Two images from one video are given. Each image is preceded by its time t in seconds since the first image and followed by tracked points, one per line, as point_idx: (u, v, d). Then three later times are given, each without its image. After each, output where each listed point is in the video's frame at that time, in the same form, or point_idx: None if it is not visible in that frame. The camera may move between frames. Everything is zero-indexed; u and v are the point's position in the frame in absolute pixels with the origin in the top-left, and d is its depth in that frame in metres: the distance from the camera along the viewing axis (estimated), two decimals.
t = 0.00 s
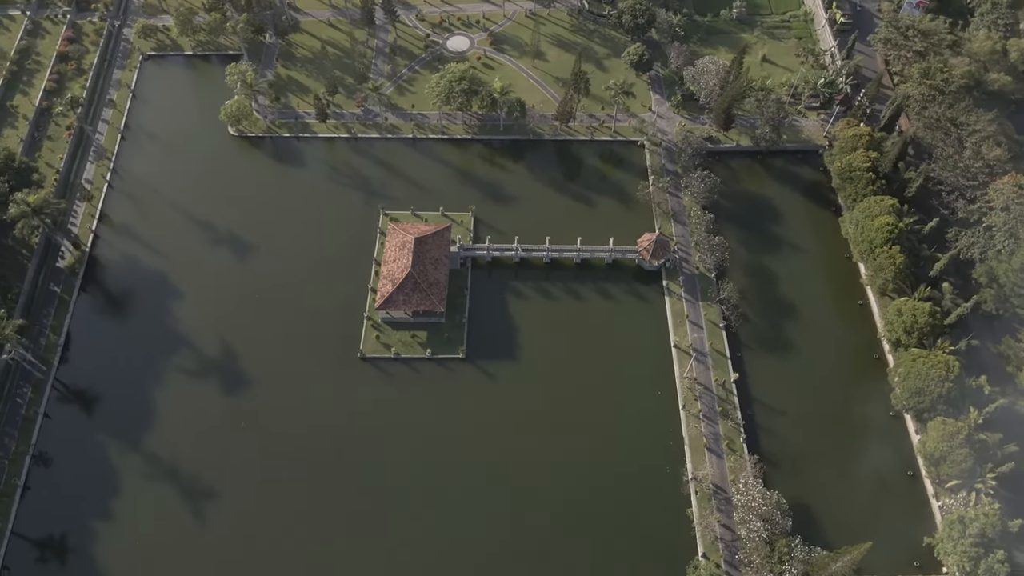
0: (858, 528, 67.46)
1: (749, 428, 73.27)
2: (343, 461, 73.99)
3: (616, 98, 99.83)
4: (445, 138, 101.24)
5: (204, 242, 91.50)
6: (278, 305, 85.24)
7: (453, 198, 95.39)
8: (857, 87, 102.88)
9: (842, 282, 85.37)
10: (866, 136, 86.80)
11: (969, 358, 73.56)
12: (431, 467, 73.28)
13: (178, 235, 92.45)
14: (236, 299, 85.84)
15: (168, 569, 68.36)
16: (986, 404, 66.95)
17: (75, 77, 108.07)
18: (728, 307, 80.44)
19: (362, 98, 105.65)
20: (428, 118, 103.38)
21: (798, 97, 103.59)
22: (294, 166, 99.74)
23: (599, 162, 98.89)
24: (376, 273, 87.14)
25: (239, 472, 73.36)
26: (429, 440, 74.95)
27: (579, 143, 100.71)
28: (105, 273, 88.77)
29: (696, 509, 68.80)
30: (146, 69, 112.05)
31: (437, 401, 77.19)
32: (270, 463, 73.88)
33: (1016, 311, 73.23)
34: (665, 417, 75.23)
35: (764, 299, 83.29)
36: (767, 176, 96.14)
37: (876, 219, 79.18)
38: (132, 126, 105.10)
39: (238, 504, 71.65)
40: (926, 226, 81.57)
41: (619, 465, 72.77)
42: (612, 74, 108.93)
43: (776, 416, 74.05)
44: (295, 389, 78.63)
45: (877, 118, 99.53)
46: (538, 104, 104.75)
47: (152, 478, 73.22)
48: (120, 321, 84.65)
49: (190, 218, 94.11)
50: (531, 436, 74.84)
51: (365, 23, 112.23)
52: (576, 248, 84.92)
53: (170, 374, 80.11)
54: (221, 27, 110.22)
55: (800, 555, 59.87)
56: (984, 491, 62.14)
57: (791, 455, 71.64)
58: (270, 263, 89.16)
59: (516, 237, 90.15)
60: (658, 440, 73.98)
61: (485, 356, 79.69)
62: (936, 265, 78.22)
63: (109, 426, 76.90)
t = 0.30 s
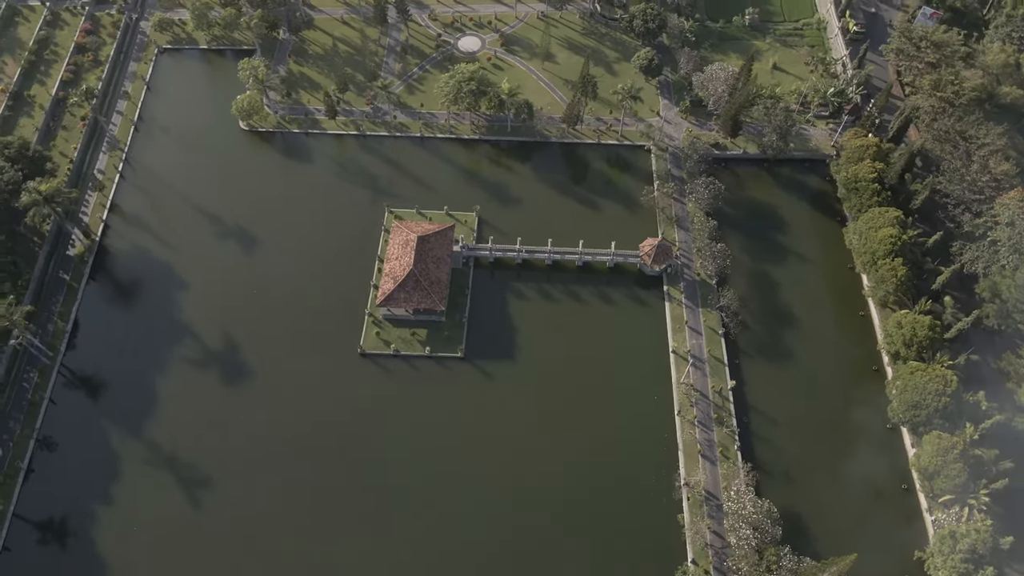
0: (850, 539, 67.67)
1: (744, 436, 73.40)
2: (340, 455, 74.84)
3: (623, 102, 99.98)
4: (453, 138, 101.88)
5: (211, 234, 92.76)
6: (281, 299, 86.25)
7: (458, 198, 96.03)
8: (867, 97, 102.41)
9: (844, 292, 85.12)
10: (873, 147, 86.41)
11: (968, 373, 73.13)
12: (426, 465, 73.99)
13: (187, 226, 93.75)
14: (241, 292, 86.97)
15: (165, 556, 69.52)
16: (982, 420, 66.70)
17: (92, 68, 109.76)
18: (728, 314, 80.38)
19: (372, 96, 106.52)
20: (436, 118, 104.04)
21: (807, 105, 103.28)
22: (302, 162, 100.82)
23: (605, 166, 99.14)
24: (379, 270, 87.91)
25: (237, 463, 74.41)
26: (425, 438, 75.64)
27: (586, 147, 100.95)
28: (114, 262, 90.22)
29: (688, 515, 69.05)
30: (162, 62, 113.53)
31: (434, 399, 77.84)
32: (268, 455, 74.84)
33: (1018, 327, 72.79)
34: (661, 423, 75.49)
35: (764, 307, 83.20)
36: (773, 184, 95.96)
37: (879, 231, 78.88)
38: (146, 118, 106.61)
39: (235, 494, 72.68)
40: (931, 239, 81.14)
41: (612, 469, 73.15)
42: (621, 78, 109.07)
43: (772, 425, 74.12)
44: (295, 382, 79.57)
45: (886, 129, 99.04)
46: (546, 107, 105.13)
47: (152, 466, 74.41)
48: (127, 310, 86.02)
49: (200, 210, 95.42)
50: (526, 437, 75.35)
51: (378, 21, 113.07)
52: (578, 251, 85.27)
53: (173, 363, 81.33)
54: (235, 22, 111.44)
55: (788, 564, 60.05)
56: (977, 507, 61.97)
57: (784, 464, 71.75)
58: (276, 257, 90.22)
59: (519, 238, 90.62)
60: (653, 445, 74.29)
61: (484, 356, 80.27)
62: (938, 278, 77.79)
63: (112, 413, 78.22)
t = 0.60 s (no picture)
0: (840, 550, 67.91)
1: (739, 445, 73.59)
2: (337, 449, 75.75)
3: (631, 106, 100.10)
4: (461, 138, 102.53)
5: (219, 227, 93.98)
6: (285, 294, 87.27)
7: (463, 198, 96.67)
8: (877, 107, 101.93)
9: (846, 303, 84.87)
10: (880, 158, 86.03)
11: (968, 388, 72.67)
12: (422, 462, 74.76)
13: (195, 219, 95.02)
14: (245, 285, 88.08)
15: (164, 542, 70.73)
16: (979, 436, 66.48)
17: (108, 60, 111.39)
18: (727, 321, 80.45)
19: (382, 94, 107.37)
20: (445, 117, 104.68)
21: (817, 114, 102.94)
22: (311, 157, 101.88)
23: (611, 170, 99.37)
24: (381, 267, 88.73)
25: (236, 453, 75.51)
26: (422, 435, 76.38)
27: (592, 150, 101.17)
28: (123, 252, 91.67)
29: (679, 521, 69.42)
30: (177, 55, 114.92)
31: (432, 397, 78.52)
32: (267, 447, 75.89)
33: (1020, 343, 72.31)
34: (656, 428, 75.84)
35: (765, 316, 83.14)
36: (779, 192, 95.77)
37: (882, 243, 78.59)
38: (159, 111, 108.07)
39: (232, 483, 73.77)
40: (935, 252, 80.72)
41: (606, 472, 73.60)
42: (631, 82, 109.20)
43: (767, 434, 74.25)
44: (295, 376, 80.56)
45: (894, 140, 98.59)
46: (555, 109, 105.52)
47: (153, 453, 75.69)
48: (133, 300, 87.44)
49: (209, 203, 96.69)
50: (521, 437, 75.95)
51: (390, 20, 113.91)
52: (579, 254, 85.69)
53: (177, 353, 82.58)
54: (250, 18, 112.63)
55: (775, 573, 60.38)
56: (969, 523, 61.76)
57: (778, 473, 71.97)
58: (281, 252, 91.28)
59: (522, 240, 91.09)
60: (648, 450, 74.65)
61: (482, 355, 80.87)
62: (940, 292, 77.37)
63: (115, 400, 79.60)
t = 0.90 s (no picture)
0: (829, 560, 68.27)
1: (733, 452, 73.85)
2: (335, 443, 76.69)
3: (639, 111, 100.25)
4: (468, 138, 103.18)
5: (227, 220, 95.28)
6: (289, 288, 88.37)
7: (468, 198, 97.35)
8: (887, 118, 101.42)
9: (847, 314, 84.70)
10: (886, 169, 85.68)
11: (967, 402, 72.27)
12: (418, 459, 75.54)
13: (204, 212, 96.39)
14: (251, 278, 89.29)
15: (164, 529, 71.91)
16: (974, 452, 66.30)
17: (124, 52, 112.95)
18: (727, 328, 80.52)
19: (392, 92, 108.24)
20: (453, 117, 105.33)
21: (826, 123, 102.60)
22: (320, 154, 102.97)
23: (617, 174, 99.55)
24: (384, 264, 89.56)
25: (236, 444, 76.64)
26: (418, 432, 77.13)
27: (599, 153, 101.45)
28: (132, 242, 93.13)
29: (670, 526, 69.84)
30: (192, 48, 116.36)
31: (430, 395, 79.25)
32: (266, 438, 76.90)
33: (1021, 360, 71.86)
34: (651, 433, 76.14)
35: (764, 324, 83.17)
36: (785, 200, 95.62)
37: (885, 255, 78.38)
38: (173, 103, 109.55)
39: (231, 473, 74.87)
40: (938, 266, 80.32)
41: (600, 475, 74.04)
42: (640, 86, 109.29)
43: (762, 443, 74.52)
44: (296, 369, 81.57)
45: (903, 152, 98.11)
46: (563, 112, 105.87)
47: (154, 441, 76.95)
48: (141, 289, 88.89)
49: (218, 196, 98.04)
50: (517, 437, 76.55)
51: (403, 20, 114.72)
52: (581, 257, 86.06)
53: (181, 343, 83.84)
54: (264, 14, 113.74)
55: None
56: (960, 539, 61.63)
57: (770, 482, 72.31)
58: (287, 246, 92.43)
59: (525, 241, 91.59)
60: (642, 453, 74.99)
61: (481, 355, 81.50)
62: (942, 305, 77.00)
63: (119, 387, 80.97)
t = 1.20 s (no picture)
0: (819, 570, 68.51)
1: (727, 460, 74.02)
2: (333, 437, 77.58)
3: (646, 116, 100.40)
4: (476, 138, 103.79)
5: (235, 213, 96.52)
6: (293, 282, 89.44)
7: (473, 198, 97.99)
8: (897, 128, 100.83)
9: (848, 325, 84.49)
10: (893, 181, 85.35)
11: (965, 417, 71.87)
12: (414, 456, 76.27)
13: (213, 204, 97.69)
14: (256, 272, 90.41)
15: (164, 518, 73.10)
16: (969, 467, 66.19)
17: (141, 45, 114.59)
18: (726, 336, 80.78)
19: (402, 91, 109.07)
20: (462, 117, 105.96)
21: (834, 133, 102.22)
22: (329, 150, 104.00)
23: (623, 179, 99.76)
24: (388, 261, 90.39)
25: (236, 435, 77.77)
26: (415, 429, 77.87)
27: (605, 157, 101.73)
28: (142, 232, 94.58)
29: (661, 531, 70.15)
30: (208, 42, 117.66)
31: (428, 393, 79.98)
32: (266, 431, 77.96)
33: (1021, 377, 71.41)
34: (646, 437, 76.43)
35: (764, 332, 83.15)
36: (790, 209, 95.45)
37: (887, 266, 78.15)
38: (187, 96, 110.95)
39: (230, 464, 76.01)
40: (941, 279, 79.96)
41: (593, 479, 74.44)
42: (650, 91, 109.32)
43: (756, 451, 74.65)
44: (297, 363, 82.58)
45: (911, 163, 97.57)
46: (571, 115, 106.22)
47: (155, 430, 78.25)
48: (148, 280, 90.30)
49: (227, 189, 99.30)
50: (512, 437, 77.11)
51: (416, 19, 115.48)
52: (583, 260, 86.42)
53: (185, 334, 85.10)
54: (279, 10, 114.87)
55: None
56: (951, 554, 61.60)
57: (763, 490, 72.51)
58: (293, 241, 93.50)
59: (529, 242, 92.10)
60: (637, 458, 75.32)
61: (480, 354, 82.11)
62: (943, 319, 76.70)
63: (123, 375, 82.33)
